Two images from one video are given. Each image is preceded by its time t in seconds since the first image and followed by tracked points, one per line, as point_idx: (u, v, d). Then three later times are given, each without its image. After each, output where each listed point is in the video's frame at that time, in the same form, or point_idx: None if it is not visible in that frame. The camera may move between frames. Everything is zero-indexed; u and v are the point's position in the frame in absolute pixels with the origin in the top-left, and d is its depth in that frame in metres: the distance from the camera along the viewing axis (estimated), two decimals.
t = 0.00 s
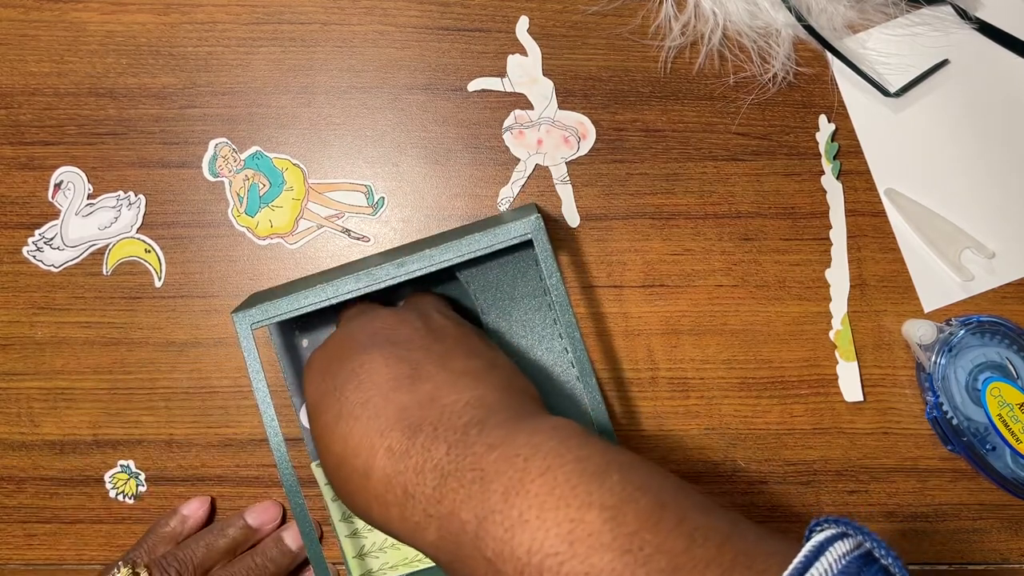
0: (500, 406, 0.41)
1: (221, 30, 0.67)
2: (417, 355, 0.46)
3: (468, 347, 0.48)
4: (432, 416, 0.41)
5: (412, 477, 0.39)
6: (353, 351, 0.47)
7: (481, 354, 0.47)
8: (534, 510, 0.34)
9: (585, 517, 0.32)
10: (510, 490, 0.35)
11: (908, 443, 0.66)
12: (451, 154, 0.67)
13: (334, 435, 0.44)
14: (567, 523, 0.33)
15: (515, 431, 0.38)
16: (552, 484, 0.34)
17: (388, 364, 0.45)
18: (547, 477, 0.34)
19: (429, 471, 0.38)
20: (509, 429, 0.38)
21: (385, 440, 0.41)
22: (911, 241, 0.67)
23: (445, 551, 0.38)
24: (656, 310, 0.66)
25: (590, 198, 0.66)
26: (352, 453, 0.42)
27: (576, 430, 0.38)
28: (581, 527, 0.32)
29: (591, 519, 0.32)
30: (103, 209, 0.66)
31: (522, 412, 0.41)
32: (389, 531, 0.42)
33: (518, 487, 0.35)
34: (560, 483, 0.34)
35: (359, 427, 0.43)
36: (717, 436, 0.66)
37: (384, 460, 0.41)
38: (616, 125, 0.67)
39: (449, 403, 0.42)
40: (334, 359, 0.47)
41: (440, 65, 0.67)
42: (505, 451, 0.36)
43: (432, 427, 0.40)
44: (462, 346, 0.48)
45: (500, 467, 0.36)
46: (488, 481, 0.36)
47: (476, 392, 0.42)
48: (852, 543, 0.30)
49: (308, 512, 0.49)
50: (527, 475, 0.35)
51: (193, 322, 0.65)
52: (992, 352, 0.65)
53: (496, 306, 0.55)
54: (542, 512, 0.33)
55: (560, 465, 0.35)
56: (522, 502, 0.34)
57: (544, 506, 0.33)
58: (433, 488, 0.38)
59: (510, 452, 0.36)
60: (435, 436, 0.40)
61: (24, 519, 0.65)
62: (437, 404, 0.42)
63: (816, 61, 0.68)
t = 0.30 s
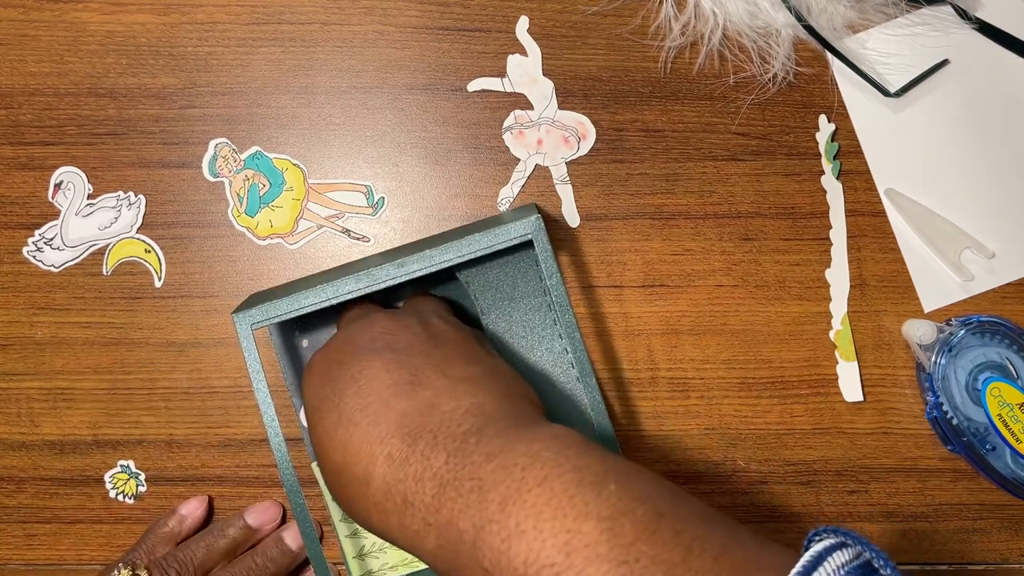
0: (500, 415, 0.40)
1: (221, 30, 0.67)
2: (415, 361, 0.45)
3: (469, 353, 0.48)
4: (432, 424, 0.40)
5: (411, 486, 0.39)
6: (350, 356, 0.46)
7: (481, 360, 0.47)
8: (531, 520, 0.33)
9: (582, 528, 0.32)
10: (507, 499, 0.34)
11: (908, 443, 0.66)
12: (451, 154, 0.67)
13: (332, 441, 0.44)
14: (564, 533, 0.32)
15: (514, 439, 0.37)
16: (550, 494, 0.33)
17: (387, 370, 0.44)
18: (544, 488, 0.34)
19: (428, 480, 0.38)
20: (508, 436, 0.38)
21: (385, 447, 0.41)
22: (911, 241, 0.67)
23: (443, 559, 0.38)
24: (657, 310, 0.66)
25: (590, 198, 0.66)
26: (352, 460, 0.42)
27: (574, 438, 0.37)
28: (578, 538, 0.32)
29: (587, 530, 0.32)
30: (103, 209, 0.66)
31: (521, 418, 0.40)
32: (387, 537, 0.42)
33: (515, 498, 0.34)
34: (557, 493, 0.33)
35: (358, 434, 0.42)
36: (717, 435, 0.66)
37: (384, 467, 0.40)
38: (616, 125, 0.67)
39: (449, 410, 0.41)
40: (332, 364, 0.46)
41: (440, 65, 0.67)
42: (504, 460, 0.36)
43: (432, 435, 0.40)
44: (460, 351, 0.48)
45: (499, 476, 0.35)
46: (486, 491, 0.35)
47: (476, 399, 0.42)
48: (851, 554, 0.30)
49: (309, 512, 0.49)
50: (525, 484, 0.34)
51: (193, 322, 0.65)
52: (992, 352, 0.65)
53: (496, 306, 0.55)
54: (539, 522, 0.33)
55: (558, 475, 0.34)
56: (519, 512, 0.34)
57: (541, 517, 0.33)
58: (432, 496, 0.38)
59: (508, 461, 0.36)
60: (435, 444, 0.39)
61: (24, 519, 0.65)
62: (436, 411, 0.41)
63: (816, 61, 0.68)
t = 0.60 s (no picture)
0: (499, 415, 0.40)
1: (221, 30, 0.67)
2: (415, 360, 0.45)
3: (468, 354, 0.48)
4: (431, 422, 0.40)
5: (410, 484, 0.39)
6: (350, 356, 0.46)
7: (480, 361, 0.47)
8: (529, 519, 0.33)
9: (579, 528, 0.32)
10: (506, 499, 0.34)
11: (908, 443, 0.66)
12: (451, 154, 0.67)
13: (332, 440, 0.44)
14: (561, 533, 0.32)
15: (513, 439, 0.37)
16: (549, 493, 0.33)
17: (387, 368, 0.44)
18: (542, 488, 0.34)
19: (427, 478, 0.38)
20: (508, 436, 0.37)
21: (384, 445, 0.41)
22: (911, 241, 0.67)
23: (442, 560, 0.38)
24: (656, 310, 0.66)
25: (590, 198, 0.66)
26: (351, 458, 0.42)
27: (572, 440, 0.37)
28: (575, 538, 0.32)
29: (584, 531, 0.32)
30: (103, 209, 0.66)
31: (520, 419, 0.40)
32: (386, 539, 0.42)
33: (512, 497, 0.34)
34: (555, 493, 0.33)
35: (357, 432, 0.42)
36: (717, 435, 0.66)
37: (383, 465, 0.40)
38: (615, 125, 0.67)
39: (448, 409, 0.41)
40: (332, 363, 0.46)
41: (440, 65, 0.67)
42: (503, 459, 0.36)
43: (431, 433, 0.40)
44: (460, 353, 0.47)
45: (497, 476, 0.35)
46: (484, 490, 0.35)
47: (476, 398, 0.42)
48: (848, 555, 0.30)
49: (309, 512, 0.49)
50: (523, 484, 0.34)
51: (193, 322, 0.65)
52: (992, 352, 0.65)
53: (497, 308, 0.55)
54: (537, 521, 0.33)
55: (555, 475, 0.34)
56: (517, 511, 0.34)
57: (539, 516, 0.33)
58: (430, 494, 0.38)
59: (507, 461, 0.36)
60: (433, 442, 0.39)
61: (24, 519, 0.65)
62: (435, 410, 0.41)
63: (816, 61, 0.68)
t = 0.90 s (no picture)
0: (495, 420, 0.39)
1: (221, 30, 0.67)
2: (409, 365, 0.45)
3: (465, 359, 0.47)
4: (424, 429, 0.40)
5: (402, 491, 0.38)
6: (348, 359, 0.46)
7: (478, 363, 0.47)
8: (518, 528, 0.33)
9: (569, 536, 0.32)
10: (496, 507, 0.34)
11: (908, 443, 0.66)
12: (451, 154, 0.67)
13: (325, 446, 0.43)
14: (551, 541, 0.32)
15: (504, 445, 0.37)
16: (539, 501, 0.33)
17: (380, 374, 0.44)
18: (533, 496, 0.33)
19: (418, 485, 0.38)
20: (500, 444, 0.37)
21: (377, 452, 0.40)
22: (911, 242, 0.67)
23: (433, 567, 0.37)
24: (656, 310, 0.66)
25: (590, 198, 0.66)
26: (344, 464, 0.41)
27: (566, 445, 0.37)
28: (565, 546, 0.32)
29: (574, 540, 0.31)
30: (103, 209, 0.66)
31: (513, 423, 0.40)
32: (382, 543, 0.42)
33: (503, 506, 0.34)
34: (545, 500, 0.33)
35: (350, 438, 0.42)
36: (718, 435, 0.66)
37: (375, 472, 0.40)
38: (616, 125, 0.67)
39: (440, 415, 0.40)
40: (327, 368, 0.46)
41: (440, 65, 0.67)
42: (495, 466, 0.36)
43: (423, 440, 0.39)
44: (458, 357, 0.47)
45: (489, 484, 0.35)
46: (474, 498, 0.35)
47: (469, 404, 0.41)
48: (840, 557, 0.30)
49: (309, 512, 0.49)
50: (513, 492, 0.34)
51: (193, 322, 0.65)
52: (992, 352, 0.65)
53: (496, 307, 0.55)
54: (527, 529, 0.33)
55: (546, 482, 0.34)
56: (507, 519, 0.33)
57: (528, 524, 0.33)
58: (421, 501, 0.37)
59: (497, 468, 0.35)
60: (425, 449, 0.39)
61: (24, 519, 0.65)
62: (428, 416, 0.41)
63: (816, 62, 0.68)
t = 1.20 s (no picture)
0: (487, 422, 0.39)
1: (221, 30, 0.67)
2: (403, 368, 0.44)
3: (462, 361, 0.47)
4: (417, 433, 0.40)
5: (396, 495, 0.38)
6: (342, 361, 0.46)
7: (476, 364, 0.47)
8: (511, 532, 0.33)
9: (561, 540, 0.32)
10: (488, 512, 0.34)
11: (908, 443, 0.66)
12: (451, 154, 0.67)
13: (320, 450, 0.43)
14: (543, 545, 0.32)
15: (497, 448, 0.36)
16: (531, 504, 0.33)
17: (374, 377, 0.44)
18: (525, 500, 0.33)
19: (412, 489, 0.37)
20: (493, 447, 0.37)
21: (371, 456, 0.40)
22: (911, 241, 0.67)
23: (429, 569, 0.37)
24: (656, 310, 0.66)
25: (590, 198, 0.66)
26: (339, 467, 0.41)
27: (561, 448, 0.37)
28: (557, 550, 0.31)
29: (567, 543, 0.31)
30: (103, 209, 0.66)
31: (507, 426, 0.39)
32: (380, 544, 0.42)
33: (496, 509, 0.34)
34: (537, 504, 0.33)
35: (344, 441, 0.41)
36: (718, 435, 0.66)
37: (370, 476, 0.40)
38: (616, 125, 0.67)
39: (433, 418, 0.40)
40: (321, 372, 0.46)
41: (440, 65, 0.67)
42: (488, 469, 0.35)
43: (417, 444, 0.39)
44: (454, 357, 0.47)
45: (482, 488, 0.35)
46: (467, 502, 0.35)
47: (462, 407, 0.41)
48: (831, 559, 0.30)
49: (309, 510, 0.49)
50: (505, 496, 0.34)
51: (193, 322, 0.65)
52: (992, 352, 0.65)
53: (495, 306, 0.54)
54: (519, 534, 0.33)
55: (538, 486, 0.34)
56: (499, 524, 0.33)
57: (521, 529, 0.33)
58: (415, 505, 0.37)
59: (489, 472, 0.35)
60: (419, 453, 0.38)
61: (23, 519, 0.65)
62: (421, 420, 0.40)
63: (816, 61, 0.68)
